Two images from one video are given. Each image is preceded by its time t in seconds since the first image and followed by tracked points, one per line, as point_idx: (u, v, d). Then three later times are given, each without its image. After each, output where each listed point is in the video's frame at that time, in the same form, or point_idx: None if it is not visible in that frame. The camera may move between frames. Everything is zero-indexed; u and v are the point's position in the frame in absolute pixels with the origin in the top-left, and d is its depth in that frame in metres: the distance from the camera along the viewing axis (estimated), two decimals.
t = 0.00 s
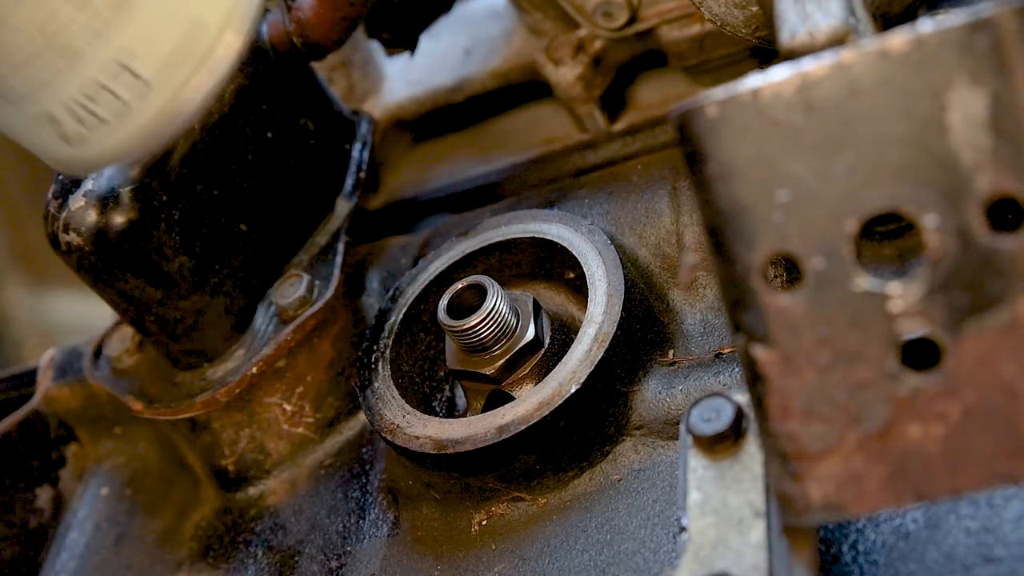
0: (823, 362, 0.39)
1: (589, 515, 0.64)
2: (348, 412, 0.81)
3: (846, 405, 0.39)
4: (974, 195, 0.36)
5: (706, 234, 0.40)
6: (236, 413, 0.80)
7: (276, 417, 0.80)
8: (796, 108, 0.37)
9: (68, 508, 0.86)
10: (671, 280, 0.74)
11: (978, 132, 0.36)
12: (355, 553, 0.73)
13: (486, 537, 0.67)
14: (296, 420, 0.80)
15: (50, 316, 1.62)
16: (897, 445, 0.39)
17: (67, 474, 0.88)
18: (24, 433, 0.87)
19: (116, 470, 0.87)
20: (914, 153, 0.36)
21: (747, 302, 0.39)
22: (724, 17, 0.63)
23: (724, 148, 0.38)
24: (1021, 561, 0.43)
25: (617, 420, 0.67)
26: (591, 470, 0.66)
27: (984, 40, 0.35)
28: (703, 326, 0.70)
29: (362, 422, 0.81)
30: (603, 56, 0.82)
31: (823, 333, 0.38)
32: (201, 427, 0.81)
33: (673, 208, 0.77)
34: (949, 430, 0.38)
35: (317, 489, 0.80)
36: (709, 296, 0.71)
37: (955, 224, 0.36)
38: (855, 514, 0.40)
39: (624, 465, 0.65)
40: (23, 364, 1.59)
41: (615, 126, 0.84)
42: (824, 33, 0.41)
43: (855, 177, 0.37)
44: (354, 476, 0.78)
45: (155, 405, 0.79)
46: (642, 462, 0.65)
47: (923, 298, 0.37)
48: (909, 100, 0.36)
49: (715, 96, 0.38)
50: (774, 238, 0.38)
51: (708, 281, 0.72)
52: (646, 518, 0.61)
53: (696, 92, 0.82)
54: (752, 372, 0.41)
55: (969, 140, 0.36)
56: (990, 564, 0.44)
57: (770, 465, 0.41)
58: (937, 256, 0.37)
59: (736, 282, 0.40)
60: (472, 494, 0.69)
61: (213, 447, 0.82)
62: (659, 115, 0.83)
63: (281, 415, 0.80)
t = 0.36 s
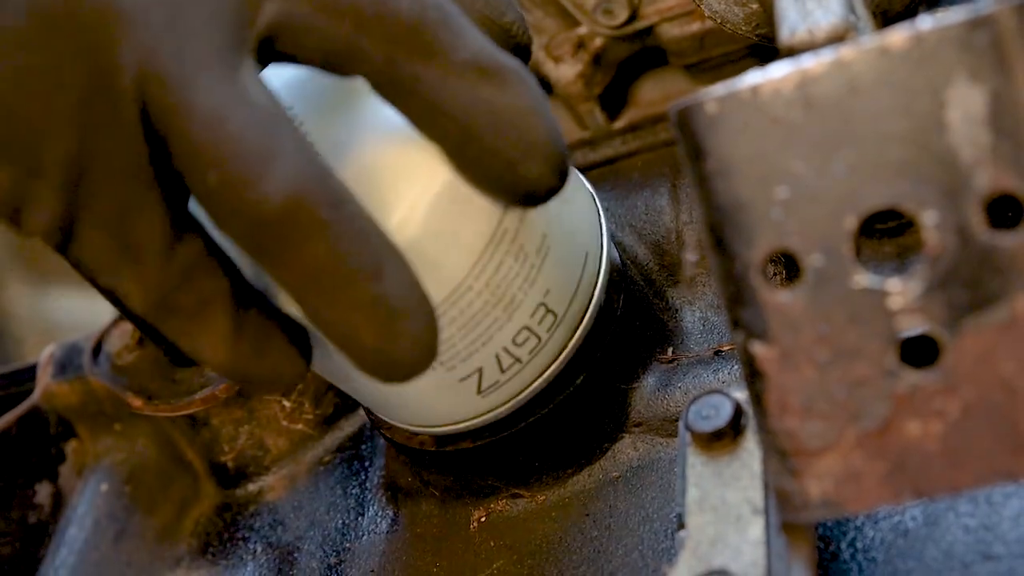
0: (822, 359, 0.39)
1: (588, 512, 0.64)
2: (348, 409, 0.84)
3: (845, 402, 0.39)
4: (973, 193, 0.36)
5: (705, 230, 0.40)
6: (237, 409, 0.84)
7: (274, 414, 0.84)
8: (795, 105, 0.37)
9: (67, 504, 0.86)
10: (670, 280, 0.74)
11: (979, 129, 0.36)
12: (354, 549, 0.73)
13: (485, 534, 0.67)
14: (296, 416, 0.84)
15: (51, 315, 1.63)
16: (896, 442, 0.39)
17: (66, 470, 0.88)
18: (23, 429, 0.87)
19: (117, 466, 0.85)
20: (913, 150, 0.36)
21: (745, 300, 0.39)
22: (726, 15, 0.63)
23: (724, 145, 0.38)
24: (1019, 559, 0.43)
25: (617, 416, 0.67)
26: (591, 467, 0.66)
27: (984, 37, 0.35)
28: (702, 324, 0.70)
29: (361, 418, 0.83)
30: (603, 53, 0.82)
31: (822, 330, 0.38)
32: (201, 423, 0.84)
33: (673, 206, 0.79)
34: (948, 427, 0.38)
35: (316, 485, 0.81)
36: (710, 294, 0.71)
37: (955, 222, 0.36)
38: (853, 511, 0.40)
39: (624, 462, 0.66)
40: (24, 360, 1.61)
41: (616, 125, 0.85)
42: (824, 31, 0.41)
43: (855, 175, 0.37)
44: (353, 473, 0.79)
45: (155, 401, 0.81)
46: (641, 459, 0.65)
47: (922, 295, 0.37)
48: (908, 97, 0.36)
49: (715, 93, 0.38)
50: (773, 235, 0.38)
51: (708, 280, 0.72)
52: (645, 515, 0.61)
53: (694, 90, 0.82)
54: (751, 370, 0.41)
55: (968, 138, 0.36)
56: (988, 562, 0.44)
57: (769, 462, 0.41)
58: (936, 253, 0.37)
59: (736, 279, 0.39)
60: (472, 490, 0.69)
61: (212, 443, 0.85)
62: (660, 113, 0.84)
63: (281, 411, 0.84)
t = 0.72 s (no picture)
0: (821, 346, 0.39)
1: (586, 502, 0.64)
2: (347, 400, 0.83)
3: (843, 390, 0.39)
4: (972, 180, 0.36)
5: (702, 217, 0.40)
6: (236, 400, 0.83)
7: (273, 404, 0.83)
8: (794, 92, 0.37)
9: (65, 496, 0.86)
10: (669, 269, 0.74)
11: (978, 117, 0.36)
12: (352, 539, 0.73)
13: (483, 523, 0.68)
14: (295, 406, 0.83)
15: (51, 308, 1.63)
16: (894, 430, 0.39)
17: (65, 461, 0.88)
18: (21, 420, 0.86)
19: (116, 458, 0.86)
20: (913, 138, 0.36)
21: (743, 288, 0.39)
22: (725, 5, 0.63)
23: (723, 132, 0.38)
24: (1017, 548, 0.43)
25: (615, 406, 0.67)
26: (589, 457, 0.67)
27: (983, 24, 0.35)
28: (701, 314, 0.70)
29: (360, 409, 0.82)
30: (603, 45, 0.81)
31: (821, 318, 0.38)
32: (198, 414, 0.84)
33: (672, 196, 0.79)
34: (946, 415, 0.38)
35: (314, 475, 0.81)
36: (707, 283, 0.71)
37: (953, 210, 0.36)
38: (851, 500, 0.40)
39: (622, 452, 0.66)
40: (25, 352, 1.61)
41: (616, 116, 0.85)
42: (824, 19, 0.41)
43: (853, 162, 0.37)
44: (352, 463, 0.79)
45: (154, 392, 0.81)
46: (640, 449, 0.65)
47: (921, 284, 0.37)
48: (907, 84, 0.36)
49: (713, 80, 0.38)
50: (771, 222, 0.38)
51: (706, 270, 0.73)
52: (643, 505, 0.61)
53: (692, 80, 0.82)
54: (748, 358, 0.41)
55: (966, 126, 0.36)
56: (986, 551, 0.44)
57: (767, 451, 0.41)
58: (935, 241, 0.37)
59: (734, 266, 0.39)
60: (471, 480, 0.69)
61: (210, 433, 0.85)
62: (660, 104, 0.84)
63: (279, 401, 0.83)
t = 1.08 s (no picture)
0: (821, 345, 0.39)
1: (587, 501, 0.64)
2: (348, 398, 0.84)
3: (844, 389, 0.39)
4: (973, 178, 0.36)
5: (703, 216, 0.40)
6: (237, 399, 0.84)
7: (274, 402, 0.84)
8: (795, 90, 0.37)
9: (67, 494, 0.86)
10: (670, 267, 0.75)
11: (979, 115, 0.36)
12: (353, 538, 0.73)
13: (484, 522, 0.67)
14: (296, 404, 0.84)
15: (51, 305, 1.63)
16: (895, 429, 0.39)
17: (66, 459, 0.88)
18: (22, 417, 0.86)
19: (116, 455, 0.85)
20: (914, 136, 0.36)
21: (744, 286, 0.39)
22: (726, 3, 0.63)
23: (724, 130, 0.38)
24: (1018, 547, 0.43)
25: (616, 404, 0.67)
26: (590, 455, 0.66)
27: (984, 23, 0.35)
28: (702, 312, 0.71)
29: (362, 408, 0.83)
30: (604, 43, 0.81)
31: (821, 316, 0.38)
32: (200, 412, 0.85)
33: (673, 194, 0.79)
34: (947, 414, 0.38)
35: (316, 473, 0.81)
36: (709, 282, 0.72)
37: (954, 208, 0.36)
38: (852, 498, 0.40)
39: (623, 451, 0.66)
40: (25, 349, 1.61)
41: (616, 114, 0.85)
42: (825, 18, 0.41)
43: (854, 161, 0.37)
44: (352, 461, 0.80)
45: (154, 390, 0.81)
46: (640, 447, 0.65)
47: (922, 282, 0.37)
48: (907, 82, 0.36)
49: (714, 79, 0.38)
50: (772, 220, 0.38)
51: (708, 268, 0.73)
52: (644, 504, 0.61)
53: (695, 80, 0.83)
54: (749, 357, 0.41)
55: (967, 124, 0.36)
56: (987, 550, 0.44)
57: (767, 450, 0.41)
58: (935, 239, 0.37)
59: (735, 265, 0.39)
60: (472, 478, 0.69)
61: (211, 431, 0.86)
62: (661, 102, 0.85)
63: (281, 399, 0.84)
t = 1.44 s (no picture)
0: (821, 359, 0.39)
1: (587, 513, 0.64)
2: (347, 410, 0.84)
3: (844, 403, 0.39)
4: (973, 192, 0.36)
5: (703, 232, 0.40)
6: (236, 409, 0.84)
7: (273, 415, 0.84)
8: (794, 105, 0.37)
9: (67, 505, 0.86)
10: (670, 279, 0.75)
11: (978, 128, 0.36)
12: (353, 551, 0.73)
13: (484, 535, 0.67)
14: (295, 417, 0.84)
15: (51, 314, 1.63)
16: (895, 443, 0.38)
17: (66, 471, 0.88)
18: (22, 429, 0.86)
19: (116, 467, 0.86)
20: (913, 150, 0.36)
21: (744, 300, 0.39)
22: (725, 14, 0.63)
23: (724, 145, 0.38)
24: (1019, 560, 0.43)
25: (617, 417, 0.67)
26: (590, 468, 0.66)
27: (983, 36, 0.35)
28: (702, 324, 0.71)
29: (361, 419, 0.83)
30: (603, 53, 0.81)
31: (821, 331, 0.38)
32: (198, 425, 0.85)
33: (672, 206, 0.79)
34: (947, 428, 0.38)
35: (315, 486, 0.81)
36: (709, 294, 0.72)
37: (953, 222, 0.36)
38: (853, 512, 0.40)
39: (623, 464, 0.66)
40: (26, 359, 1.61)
41: (615, 125, 0.85)
42: (824, 30, 0.41)
43: (852, 175, 0.37)
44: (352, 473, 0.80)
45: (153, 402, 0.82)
46: (641, 460, 0.65)
47: (921, 297, 0.37)
48: (906, 96, 0.36)
49: (714, 93, 0.38)
50: (772, 235, 0.38)
51: (707, 281, 0.73)
52: (644, 516, 0.61)
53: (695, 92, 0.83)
54: (749, 371, 0.41)
55: (966, 138, 0.36)
56: (988, 562, 0.44)
57: (768, 464, 0.41)
58: (935, 253, 0.37)
59: (735, 279, 0.39)
60: (472, 492, 0.69)
61: (210, 445, 0.86)
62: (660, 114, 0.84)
63: (280, 412, 0.84)
